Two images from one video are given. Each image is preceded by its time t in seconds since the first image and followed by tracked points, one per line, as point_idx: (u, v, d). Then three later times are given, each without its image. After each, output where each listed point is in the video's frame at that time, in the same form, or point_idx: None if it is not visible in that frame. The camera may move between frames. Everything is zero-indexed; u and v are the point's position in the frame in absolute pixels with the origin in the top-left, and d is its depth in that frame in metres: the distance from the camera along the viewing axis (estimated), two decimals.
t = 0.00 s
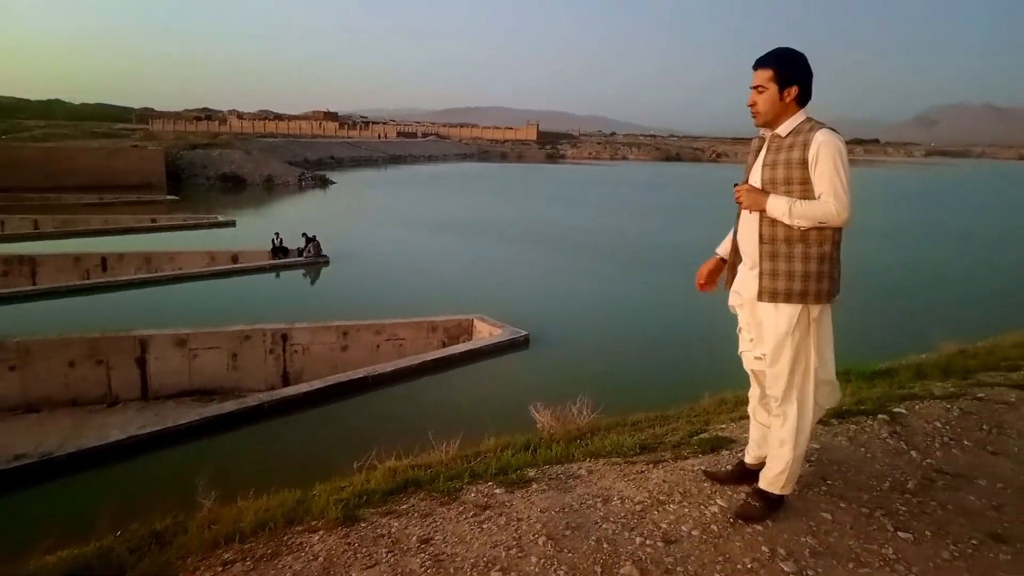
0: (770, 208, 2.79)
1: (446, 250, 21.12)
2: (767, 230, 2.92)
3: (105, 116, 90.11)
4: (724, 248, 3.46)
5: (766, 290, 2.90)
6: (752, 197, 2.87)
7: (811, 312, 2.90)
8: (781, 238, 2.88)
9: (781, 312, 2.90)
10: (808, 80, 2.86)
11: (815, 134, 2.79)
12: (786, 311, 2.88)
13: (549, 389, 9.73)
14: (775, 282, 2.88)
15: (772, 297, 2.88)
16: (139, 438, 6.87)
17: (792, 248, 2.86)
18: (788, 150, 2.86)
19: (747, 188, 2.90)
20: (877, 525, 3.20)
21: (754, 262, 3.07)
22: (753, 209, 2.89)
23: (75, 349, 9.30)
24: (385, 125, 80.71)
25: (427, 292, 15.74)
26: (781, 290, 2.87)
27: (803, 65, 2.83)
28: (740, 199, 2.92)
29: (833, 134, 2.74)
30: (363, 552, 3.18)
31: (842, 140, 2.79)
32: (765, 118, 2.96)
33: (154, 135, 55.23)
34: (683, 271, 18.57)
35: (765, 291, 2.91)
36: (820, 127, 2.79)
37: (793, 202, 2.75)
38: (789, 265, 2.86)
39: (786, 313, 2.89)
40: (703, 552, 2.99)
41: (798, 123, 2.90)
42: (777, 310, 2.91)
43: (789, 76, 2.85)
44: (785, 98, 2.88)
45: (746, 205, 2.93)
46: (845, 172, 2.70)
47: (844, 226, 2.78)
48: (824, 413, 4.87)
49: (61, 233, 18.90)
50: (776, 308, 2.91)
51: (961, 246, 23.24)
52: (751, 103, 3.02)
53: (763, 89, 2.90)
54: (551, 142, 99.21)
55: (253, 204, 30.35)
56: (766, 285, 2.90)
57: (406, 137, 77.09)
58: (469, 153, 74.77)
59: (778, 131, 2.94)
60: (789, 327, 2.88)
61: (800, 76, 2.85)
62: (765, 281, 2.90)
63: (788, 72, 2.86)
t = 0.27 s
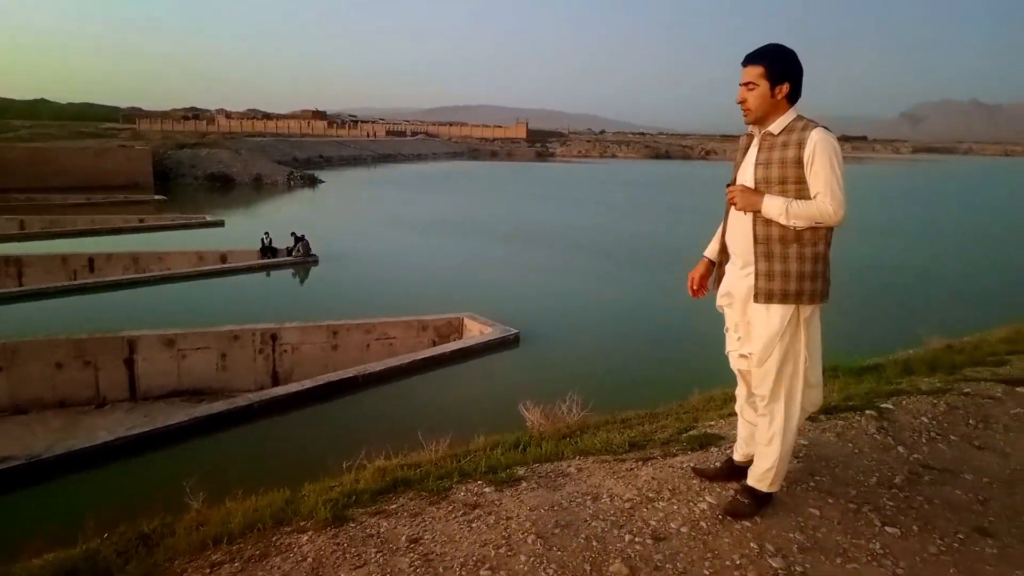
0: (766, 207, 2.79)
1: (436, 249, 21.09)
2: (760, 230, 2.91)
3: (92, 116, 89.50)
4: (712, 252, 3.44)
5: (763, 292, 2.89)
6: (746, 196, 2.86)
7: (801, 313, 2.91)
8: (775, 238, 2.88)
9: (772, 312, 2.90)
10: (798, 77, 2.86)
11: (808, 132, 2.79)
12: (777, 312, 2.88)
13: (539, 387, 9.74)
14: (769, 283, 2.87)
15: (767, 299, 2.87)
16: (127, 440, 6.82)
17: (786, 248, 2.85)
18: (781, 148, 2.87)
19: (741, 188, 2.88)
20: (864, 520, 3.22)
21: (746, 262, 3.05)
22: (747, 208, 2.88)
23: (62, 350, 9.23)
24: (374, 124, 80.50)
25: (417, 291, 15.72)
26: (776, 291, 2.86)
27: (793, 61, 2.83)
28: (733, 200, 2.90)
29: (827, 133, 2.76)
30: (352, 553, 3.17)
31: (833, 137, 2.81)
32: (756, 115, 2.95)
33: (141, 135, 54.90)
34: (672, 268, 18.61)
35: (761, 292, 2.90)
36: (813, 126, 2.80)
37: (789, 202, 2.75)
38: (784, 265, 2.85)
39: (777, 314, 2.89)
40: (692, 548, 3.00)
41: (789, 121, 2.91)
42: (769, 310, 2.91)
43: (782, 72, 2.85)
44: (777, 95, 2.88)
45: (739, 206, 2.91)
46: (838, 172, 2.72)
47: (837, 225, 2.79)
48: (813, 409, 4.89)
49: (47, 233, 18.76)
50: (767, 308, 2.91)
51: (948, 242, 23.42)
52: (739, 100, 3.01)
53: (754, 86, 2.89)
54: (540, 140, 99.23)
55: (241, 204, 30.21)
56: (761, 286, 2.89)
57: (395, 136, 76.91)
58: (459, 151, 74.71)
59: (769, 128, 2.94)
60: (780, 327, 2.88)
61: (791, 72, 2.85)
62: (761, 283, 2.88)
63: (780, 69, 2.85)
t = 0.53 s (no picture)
0: (765, 212, 2.78)
1: (429, 250, 21.09)
2: (758, 234, 2.91)
3: (83, 118, 89.16)
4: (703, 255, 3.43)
5: (760, 297, 2.88)
6: (744, 200, 2.84)
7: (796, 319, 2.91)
8: (773, 243, 2.88)
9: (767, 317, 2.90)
10: (797, 78, 2.86)
11: (808, 136, 2.80)
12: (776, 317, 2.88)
13: (533, 389, 9.74)
14: (767, 288, 2.87)
15: (764, 305, 2.87)
16: (119, 444, 6.79)
17: (784, 253, 2.86)
18: (780, 152, 2.87)
19: (740, 192, 2.85)
20: (858, 521, 3.23)
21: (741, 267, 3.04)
22: (745, 212, 2.87)
23: (53, 353, 9.18)
24: (367, 126, 80.47)
25: (411, 293, 15.70)
26: (773, 297, 2.86)
27: (793, 62, 2.82)
28: (730, 203, 2.88)
29: (827, 137, 2.76)
30: (346, 556, 3.16)
31: (832, 140, 2.82)
32: (755, 115, 2.94)
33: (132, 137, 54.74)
34: (666, 269, 18.65)
35: (758, 298, 2.90)
36: (812, 129, 2.80)
37: (789, 207, 2.74)
38: (781, 271, 2.86)
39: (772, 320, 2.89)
40: (687, 550, 3.00)
41: (787, 124, 2.91)
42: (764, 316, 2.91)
43: (782, 73, 2.84)
44: (777, 96, 2.88)
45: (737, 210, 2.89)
46: (838, 176, 2.72)
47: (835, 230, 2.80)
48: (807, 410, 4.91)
49: (39, 235, 18.67)
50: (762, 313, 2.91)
51: (939, 243, 23.55)
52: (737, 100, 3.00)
53: (754, 86, 2.88)
54: (534, 142, 99.37)
55: (234, 206, 30.15)
56: (758, 291, 2.89)
57: (389, 137, 76.91)
58: (452, 153, 74.73)
59: (768, 130, 2.94)
60: (775, 332, 2.88)
61: (792, 73, 2.85)
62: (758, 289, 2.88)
63: (780, 70, 2.84)
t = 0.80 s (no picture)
0: (771, 213, 2.78)
1: (431, 249, 21.09)
2: (762, 234, 2.90)
3: (85, 117, 89.26)
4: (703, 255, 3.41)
5: (760, 299, 2.88)
6: (750, 200, 2.84)
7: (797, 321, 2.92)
8: (776, 243, 2.87)
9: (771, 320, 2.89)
10: (806, 75, 2.84)
11: (816, 135, 2.78)
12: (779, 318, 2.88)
13: (534, 387, 9.74)
14: (768, 289, 2.87)
15: (765, 306, 2.86)
16: (121, 442, 6.80)
17: (787, 254, 2.85)
18: (787, 151, 2.86)
19: (745, 191, 2.85)
20: (860, 519, 3.22)
21: (741, 268, 3.02)
22: (750, 212, 2.86)
23: (55, 352, 9.19)
24: (369, 124, 80.47)
25: (412, 291, 15.71)
26: (775, 298, 2.86)
27: (803, 58, 2.81)
28: (736, 202, 2.87)
29: (834, 136, 2.76)
30: (348, 553, 3.16)
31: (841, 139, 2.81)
32: (762, 112, 2.93)
33: (134, 135, 54.74)
34: (668, 268, 18.64)
35: (759, 299, 2.89)
36: (820, 128, 2.79)
37: (794, 209, 2.74)
38: (783, 272, 2.85)
39: (776, 323, 2.88)
40: (688, 548, 3.00)
41: (796, 121, 2.89)
42: (767, 319, 2.90)
43: (791, 70, 2.82)
44: (785, 93, 2.86)
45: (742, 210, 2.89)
46: (844, 177, 2.72)
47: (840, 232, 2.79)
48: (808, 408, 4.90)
49: (40, 233, 18.69)
50: (765, 316, 2.90)
51: (941, 241, 23.52)
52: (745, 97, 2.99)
53: (762, 82, 2.86)
54: (535, 140, 99.37)
55: (236, 204, 30.15)
56: (760, 292, 2.88)
57: (390, 136, 76.91)
58: (454, 151, 74.73)
59: (777, 127, 2.92)
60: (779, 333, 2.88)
61: (800, 70, 2.83)
62: (759, 289, 2.87)
63: (789, 66, 2.82)
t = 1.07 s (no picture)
0: (767, 220, 2.78)
1: (431, 252, 21.09)
2: (759, 240, 2.90)
3: (85, 119, 89.35)
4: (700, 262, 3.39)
5: (753, 306, 2.88)
6: (747, 206, 2.83)
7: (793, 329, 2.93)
8: (771, 250, 2.87)
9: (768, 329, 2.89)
10: (811, 80, 2.84)
11: (818, 142, 2.78)
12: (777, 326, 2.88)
13: (535, 391, 9.72)
14: (762, 297, 2.87)
15: (758, 313, 2.87)
16: (121, 443, 6.80)
17: (782, 262, 2.86)
18: (787, 157, 2.86)
19: (742, 197, 2.84)
20: (860, 524, 3.22)
21: (736, 274, 3.01)
22: (746, 217, 2.86)
23: (55, 353, 9.19)
24: (370, 127, 80.57)
25: (413, 294, 15.71)
26: (768, 305, 2.86)
27: (809, 63, 2.81)
28: (733, 207, 2.86)
29: (836, 144, 2.76)
30: (348, 557, 3.15)
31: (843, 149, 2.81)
32: (765, 115, 2.92)
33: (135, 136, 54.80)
34: (668, 272, 18.64)
35: (753, 305, 2.89)
36: (822, 135, 2.79)
37: (790, 216, 2.75)
38: (778, 280, 2.86)
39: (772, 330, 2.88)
40: (688, 553, 3.00)
41: (798, 127, 2.90)
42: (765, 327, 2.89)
43: (797, 73, 2.82)
44: (789, 96, 2.86)
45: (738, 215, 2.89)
46: (844, 187, 2.72)
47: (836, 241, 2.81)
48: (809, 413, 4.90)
49: (41, 235, 18.70)
50: (760, 324, 2.90)
51: (941, 246, 23.53)
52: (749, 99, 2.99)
53: (767, 84, 2.86)
54: (536, 143, 99.50)
55: (236, 206, 30.18)
56: (754, 299, 2.88)
57: (391, 139, 76.97)
58: (455, 154, 74.80)
59: (778, 132, 2.92)
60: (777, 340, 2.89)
61: (805, 75, 2.83)
62: (753, 296, 2.88)
63: (794, 70, 2.82)
